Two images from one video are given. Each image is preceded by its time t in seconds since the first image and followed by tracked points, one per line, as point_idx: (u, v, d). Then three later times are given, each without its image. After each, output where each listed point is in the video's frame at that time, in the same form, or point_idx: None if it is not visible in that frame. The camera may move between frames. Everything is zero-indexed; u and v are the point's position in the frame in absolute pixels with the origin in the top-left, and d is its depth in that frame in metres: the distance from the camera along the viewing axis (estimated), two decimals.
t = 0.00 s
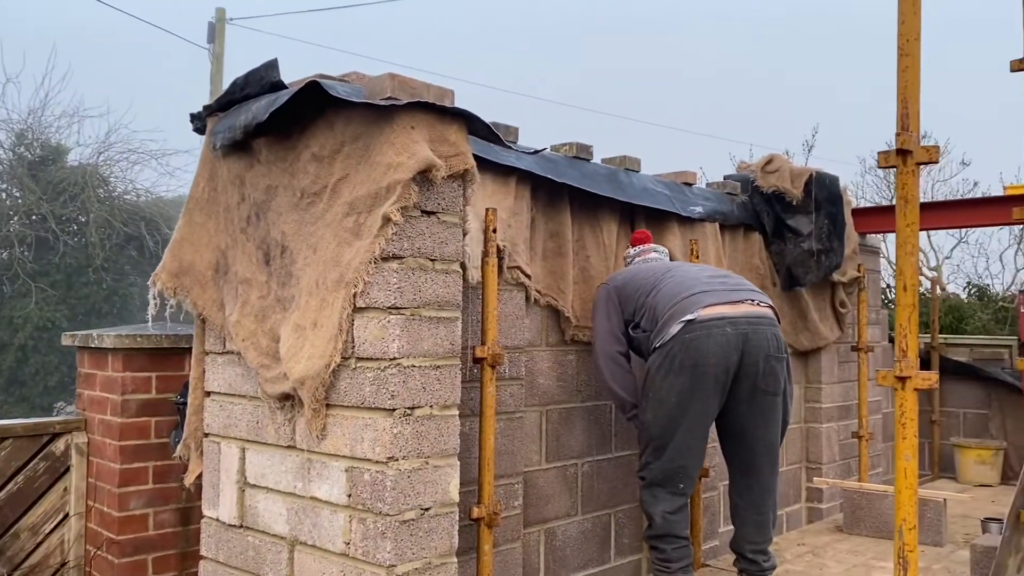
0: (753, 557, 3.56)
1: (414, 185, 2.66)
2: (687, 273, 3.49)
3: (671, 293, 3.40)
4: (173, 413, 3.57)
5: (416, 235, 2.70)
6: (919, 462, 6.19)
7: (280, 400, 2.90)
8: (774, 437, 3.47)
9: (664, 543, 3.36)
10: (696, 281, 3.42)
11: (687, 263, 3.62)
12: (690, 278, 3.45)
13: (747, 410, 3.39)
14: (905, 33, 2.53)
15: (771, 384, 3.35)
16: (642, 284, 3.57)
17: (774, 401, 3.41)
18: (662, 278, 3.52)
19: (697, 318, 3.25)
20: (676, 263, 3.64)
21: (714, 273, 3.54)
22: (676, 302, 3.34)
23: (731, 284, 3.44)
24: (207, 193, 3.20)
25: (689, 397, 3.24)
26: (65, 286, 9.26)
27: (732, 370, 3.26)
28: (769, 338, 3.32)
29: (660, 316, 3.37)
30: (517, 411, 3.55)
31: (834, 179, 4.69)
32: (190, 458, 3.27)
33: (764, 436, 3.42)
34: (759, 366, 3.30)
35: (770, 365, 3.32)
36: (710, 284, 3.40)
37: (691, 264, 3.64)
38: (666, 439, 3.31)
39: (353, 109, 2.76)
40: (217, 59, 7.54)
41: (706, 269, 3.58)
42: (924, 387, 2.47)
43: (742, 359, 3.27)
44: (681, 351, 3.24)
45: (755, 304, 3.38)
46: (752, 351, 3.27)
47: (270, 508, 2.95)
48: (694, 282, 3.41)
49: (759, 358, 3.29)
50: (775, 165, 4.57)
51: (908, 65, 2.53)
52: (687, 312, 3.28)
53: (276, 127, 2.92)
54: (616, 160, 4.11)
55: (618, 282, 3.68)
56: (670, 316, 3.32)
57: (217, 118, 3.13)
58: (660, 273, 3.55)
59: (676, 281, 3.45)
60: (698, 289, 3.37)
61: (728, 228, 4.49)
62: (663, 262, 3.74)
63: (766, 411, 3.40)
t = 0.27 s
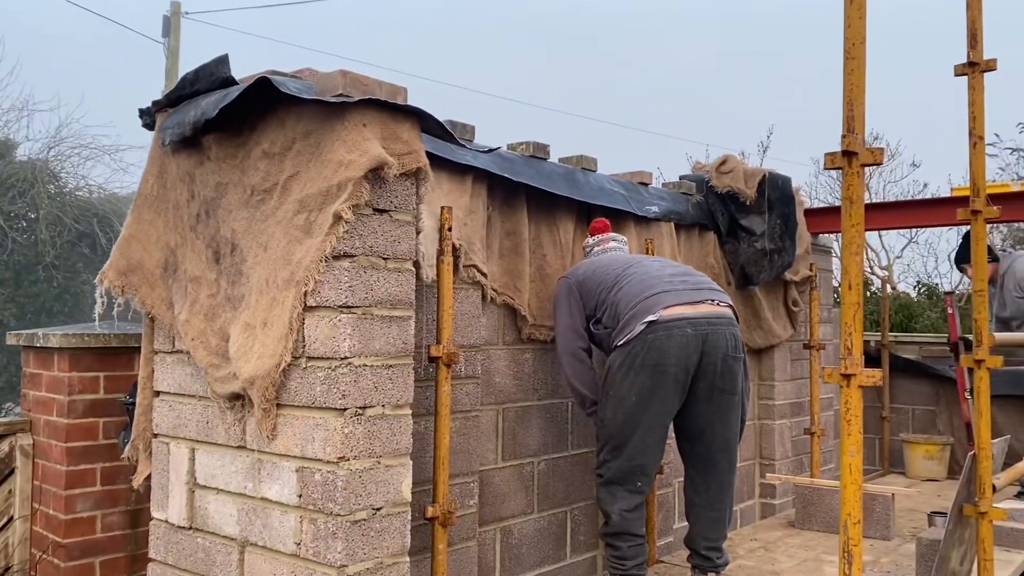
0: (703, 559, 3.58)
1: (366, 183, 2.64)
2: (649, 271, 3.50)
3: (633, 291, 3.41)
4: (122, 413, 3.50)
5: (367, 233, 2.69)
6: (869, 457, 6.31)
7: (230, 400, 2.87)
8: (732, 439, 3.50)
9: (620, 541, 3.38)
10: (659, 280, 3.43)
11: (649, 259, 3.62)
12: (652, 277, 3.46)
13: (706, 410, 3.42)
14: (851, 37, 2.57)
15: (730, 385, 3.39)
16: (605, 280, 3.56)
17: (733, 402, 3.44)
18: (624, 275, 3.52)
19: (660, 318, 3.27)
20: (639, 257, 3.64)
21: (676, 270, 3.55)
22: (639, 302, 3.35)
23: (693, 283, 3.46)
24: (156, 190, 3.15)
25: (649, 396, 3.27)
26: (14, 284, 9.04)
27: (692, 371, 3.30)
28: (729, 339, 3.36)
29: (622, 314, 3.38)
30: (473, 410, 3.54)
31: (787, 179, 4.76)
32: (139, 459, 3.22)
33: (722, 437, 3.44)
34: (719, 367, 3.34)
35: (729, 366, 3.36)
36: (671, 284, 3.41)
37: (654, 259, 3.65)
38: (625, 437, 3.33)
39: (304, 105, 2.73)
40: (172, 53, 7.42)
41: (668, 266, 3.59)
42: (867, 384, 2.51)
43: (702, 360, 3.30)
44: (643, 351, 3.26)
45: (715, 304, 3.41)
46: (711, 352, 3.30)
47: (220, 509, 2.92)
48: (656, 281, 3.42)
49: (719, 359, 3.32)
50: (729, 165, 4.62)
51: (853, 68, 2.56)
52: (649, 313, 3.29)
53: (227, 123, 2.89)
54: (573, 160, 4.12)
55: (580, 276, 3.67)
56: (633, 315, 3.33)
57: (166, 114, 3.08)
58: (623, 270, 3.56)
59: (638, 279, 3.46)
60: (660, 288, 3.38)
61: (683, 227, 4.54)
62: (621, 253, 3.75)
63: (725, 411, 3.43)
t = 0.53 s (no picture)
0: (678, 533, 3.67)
1: (320, 180, 2.63)
2: (616, 267, 3.46)
3: (598, 289, 3.37)
4: (73, 413, 3.45)
5: (322, 231, 2.67)
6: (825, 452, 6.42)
7: (183, 399, 2.83)
8: (690, 435, 3.54)
9: (579, 536, 3.38)
10: (625, 280, 3.39)
11: (619, 252, 3.57)
12: (620, 275, 3.42)
13: (663, 407, 3.46)
14: (803, 38, 2.58)
15: (687, 384, 3.43)
16: (571, 270, 3.51)
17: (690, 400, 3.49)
18: (591, 269, 3.47)
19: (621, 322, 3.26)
20: (610, 247, 3.59)
21: (644, 267, 3.52)
22: (602, 303, 3.32)
23: (659, 284, 3.44)
24: (107, 185, 3.10)
25: (606, 395, 3.28)
26: None
27: (649, 372, 3.33)
28: (687, 343, 3.39)
29: (585, 314, 3.34)
30: (432, 409, 3.51)
31: (744, 179, 4.83)
32: (90, 459, 3.17)
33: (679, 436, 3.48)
34: (675, 369, 3.37)
35: (685, 368, 3.40)
36: (637, 285, 3.38)
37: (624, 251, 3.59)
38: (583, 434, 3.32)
39: (258, 101, 2.71)
40: (129, 47, 7.30)
41: (635, 262, 3.56)
42: (818, 380, 2.55)
43: (659, 362, 3.33)
44: (603, 353, 3.27)
45: (677, 308, 3.40)
46: (669, 357, 3.33)
47: (173, 509, 2.88)
48: (622, 280, 3.38)
49: (677, 362, 3.36)
50: (689, 165, 4.67)
51: (805, 69, 2.59)
52: (612, 316, 3.27)
53: (179, 118, 2.85)
54: (534, 157, 4.12)
55: (548, 261, 3.59)
56: (595, 316, 3.30)
57: (118, 109, 3.03)
58: (592, 261, 3.50)
59: (604, 276, 3.42)
60: (625, 290, 3.35)
61: (643, 226, 4.55)
62: (595, 237, 3.71)
63: (682, 410, 3.47)
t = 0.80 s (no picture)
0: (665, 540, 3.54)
1: (279, 175, 2.61)
2: (607, 267, 3.43)
3: (586, 286, 3.35)
4: (28, 413, 3.39)
5: (281, 227, 2.65)
6: (787, 448, 6.51)
7: (141, 397, 2.80)
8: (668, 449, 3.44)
9: (544, 530, 3.32)
10: (616, 282, 3.36)
11: (617, 251, 3.52)
12: (611, 276, 3.39)
13: (641, 416, 3.39)
14: (762, 38, 2.60)
15: (667, 395, 3.36)
16: (562, 261, 3.50)
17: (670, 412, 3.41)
18: (583, 265, 3.44)
19: (602, 325, 3.25)
20: (610, 244, 3.54)
21: (639, 271, 3.48)
22: (586, 301, 3.31)
23: (649, 289, 3.41)
24: (62, 180, 3.05)
25: (578, 392, 3.27)
26: None
27: (624, 378, 3.29)
28: (666, 355, 3.33)
29: (569, 310, 3.34)
30: (395, 406, 3.48)
31: (707, 178, 4.88)
32: (45, 459, 3.12)
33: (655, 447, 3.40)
34: (652, 379, 3.32)
35: (663, 380, 3.33)
36: (625, 288, 3.36)
37: (624, 251, 3.54)
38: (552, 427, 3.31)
39: (217, 96, 2.68)
40: (89, 40, 7.18)
41: (631, 263, 3.51)
42: (775, 375, 2.59)
43: (635, 369, 3.29)
44: (579, 354, 3.26)
45: (662, 317, 3.37)
46: (645, 363, 3.29)
47: (130, 509, 2.84)
48: (611, 281, 3.36)
49: (653, 371, 3.31)
50: (653, 163, 4.71)
51: (763, 69, 2.61)
52: (594, 317, 3.26)
53: (136, 113, 2.81)
54: (499, 155, 4.07)
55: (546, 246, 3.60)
56: (578, 314, 3.30)
57: (73, 102, 2.97)
58: (586, 256, 3.47)
59: (593, 274, 3.39)
60: (614, 292, 3.33)
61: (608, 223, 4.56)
62: (609, 229, 3.71)
63: (659, 421, 3.40)
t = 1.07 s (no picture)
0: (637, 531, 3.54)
1: (241, 170, 2.58)
2: (602, 256, 3.45)
3: (580, 272, 3.39)
4: None
5: (243, 222, 2.63)
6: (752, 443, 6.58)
7: (99, 395, 2.76)
8: (651, 439, 3.46)
9: (524, 522, 3.29)
10: (611, 271, 3.39)
11: (619, 244, 3.54)
12: (608, 265, 3.41)
13: (628, 405, 3.40)
14: (724, 38, 2.61)
15: (652, 384, 3.38)
16: (563, 249, 3.56)
17: (654, 403, 3.43)
18: (582, 253, 3.48)
19: (589, 311, 3.28)
20: (615, 239, 3.55)
21: (640, 265, 3.49)
22: (576, 288, 3.36)
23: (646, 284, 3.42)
24: (19, 174, 3.00)
25: (569, 378, 3.27)
26: None
27: (610, 365, 3.31)
28: (652, 345, 3.35)
29: (560, 296, 3.40)
30: (361, 404, 3.46)
31: (673, 176, 4.93)
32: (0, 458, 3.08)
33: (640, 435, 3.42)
34: (638, 368, 3.34)
35: (649, 369, 3.35)
36: (617, 278, 3.38)
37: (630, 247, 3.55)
38: (543, 415, 3.30)
39: (177, 90, 2.65)
40: (49, 32, 7.06)
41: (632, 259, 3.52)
42: (736, 370, 2.61)
43: (622, 358, 3.30)
44: (566, 338, 3.28)
45: (650, 310, 3.39)
46: (631, 352, 3.30)
47: (89, 509, 2.81)
48: (605, 269, 3.39)
49: (639, 360, 3.32)
50: (620, 161, 4.71)
51: (725, 68, 2.63)
52: (581, 302, 3.30)
53: (95, 106, 2.77)
54: (466, 151, 4.01)
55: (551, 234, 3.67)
56: (568, 299, 3.35)
57: (30, 95, 2.92)
58: (585, 244, 3.51)
59: (588, 261, 3.43)
60: (608, 281, 3.36)
61: (575, 220, 4.63)
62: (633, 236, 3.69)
63: (644, 411, 3.42)
